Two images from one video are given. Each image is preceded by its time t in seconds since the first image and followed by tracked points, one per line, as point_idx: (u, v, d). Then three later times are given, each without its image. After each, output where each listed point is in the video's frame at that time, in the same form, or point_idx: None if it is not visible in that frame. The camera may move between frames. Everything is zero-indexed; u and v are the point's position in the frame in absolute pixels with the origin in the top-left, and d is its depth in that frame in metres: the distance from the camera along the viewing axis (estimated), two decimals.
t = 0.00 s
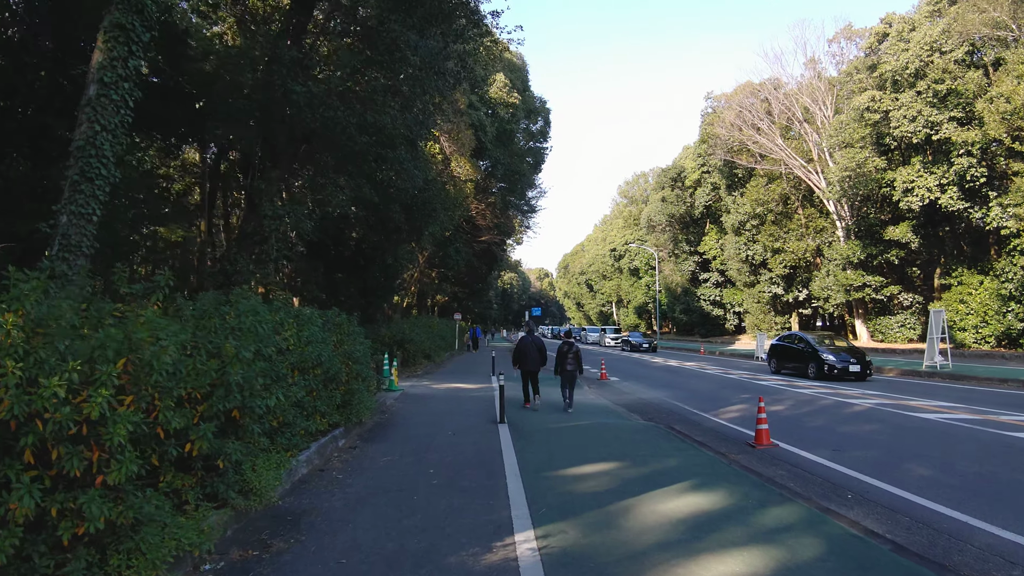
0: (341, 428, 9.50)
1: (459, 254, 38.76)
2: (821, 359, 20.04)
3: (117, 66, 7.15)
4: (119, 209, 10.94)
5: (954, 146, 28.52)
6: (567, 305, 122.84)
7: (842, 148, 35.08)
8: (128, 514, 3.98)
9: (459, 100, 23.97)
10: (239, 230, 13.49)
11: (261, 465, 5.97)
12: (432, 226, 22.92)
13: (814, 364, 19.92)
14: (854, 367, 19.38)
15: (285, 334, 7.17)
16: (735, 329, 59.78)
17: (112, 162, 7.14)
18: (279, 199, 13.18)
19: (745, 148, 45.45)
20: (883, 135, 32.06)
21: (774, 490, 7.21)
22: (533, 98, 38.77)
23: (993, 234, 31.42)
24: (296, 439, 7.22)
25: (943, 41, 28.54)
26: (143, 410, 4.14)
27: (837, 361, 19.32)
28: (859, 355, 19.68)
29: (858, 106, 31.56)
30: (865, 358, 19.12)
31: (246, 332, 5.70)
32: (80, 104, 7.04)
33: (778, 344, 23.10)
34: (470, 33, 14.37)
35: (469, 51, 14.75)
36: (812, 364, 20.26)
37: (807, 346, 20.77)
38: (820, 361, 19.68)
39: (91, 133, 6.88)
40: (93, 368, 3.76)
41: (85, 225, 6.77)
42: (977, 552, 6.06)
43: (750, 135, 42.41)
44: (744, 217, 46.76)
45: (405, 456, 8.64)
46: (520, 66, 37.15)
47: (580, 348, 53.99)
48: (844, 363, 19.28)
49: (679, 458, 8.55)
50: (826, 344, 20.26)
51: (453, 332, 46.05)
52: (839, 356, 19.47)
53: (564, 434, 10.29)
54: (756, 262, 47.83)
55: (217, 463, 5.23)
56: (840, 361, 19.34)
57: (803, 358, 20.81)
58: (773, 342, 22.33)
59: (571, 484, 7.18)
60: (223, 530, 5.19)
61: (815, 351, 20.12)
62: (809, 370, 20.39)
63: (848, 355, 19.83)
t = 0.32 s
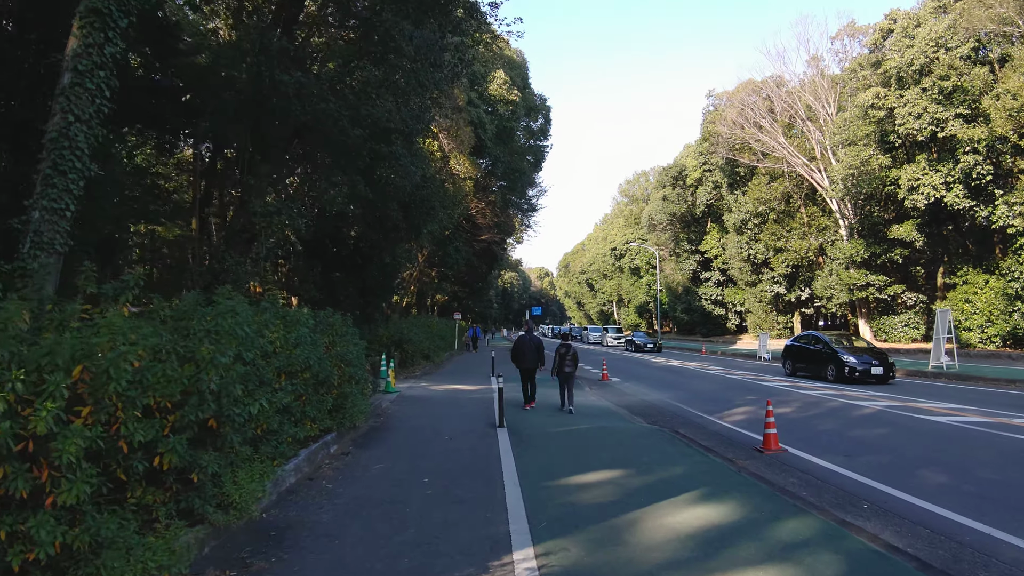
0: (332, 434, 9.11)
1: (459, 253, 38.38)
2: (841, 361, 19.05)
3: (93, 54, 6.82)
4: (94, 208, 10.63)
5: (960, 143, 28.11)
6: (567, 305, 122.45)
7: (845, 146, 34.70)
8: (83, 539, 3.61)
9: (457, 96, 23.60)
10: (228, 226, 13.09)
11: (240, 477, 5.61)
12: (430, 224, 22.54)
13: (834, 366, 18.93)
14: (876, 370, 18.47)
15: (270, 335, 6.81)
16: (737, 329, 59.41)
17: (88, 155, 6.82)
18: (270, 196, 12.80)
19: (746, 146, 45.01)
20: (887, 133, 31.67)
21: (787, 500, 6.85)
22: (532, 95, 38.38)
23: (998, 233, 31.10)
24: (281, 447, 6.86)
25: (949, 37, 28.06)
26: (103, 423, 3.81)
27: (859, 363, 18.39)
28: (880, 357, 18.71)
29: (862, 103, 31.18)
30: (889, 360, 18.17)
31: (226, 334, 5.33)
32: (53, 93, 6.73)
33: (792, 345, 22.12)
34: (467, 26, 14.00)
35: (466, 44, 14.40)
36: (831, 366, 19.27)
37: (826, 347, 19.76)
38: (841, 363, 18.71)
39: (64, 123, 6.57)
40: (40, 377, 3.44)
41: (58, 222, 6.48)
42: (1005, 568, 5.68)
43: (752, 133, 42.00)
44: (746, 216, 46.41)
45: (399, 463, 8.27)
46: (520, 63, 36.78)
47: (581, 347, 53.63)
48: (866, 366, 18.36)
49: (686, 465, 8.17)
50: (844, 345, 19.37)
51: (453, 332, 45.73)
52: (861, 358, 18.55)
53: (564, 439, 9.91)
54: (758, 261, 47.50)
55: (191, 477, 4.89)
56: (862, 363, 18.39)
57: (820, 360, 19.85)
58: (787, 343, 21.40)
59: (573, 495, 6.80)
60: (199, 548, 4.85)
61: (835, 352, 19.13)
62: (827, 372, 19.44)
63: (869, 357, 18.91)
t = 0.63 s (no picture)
0: (324, 435, 8.64)
1: (458, 251, 37.89)
2: (864, 363, 17.85)
3: (66, 26, 6.89)
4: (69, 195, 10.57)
5: (967, 142, 27.47)
6: (567, 305, 121.89)
7: (850, 144, 34.31)
8: (24, 556, 3.47)
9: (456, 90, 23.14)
10: (218, 217, 12.61)
11: (215, 485, 5.24)
12: (429, 220, 22.04)
13: (857, 369, 17.74)
14: (901, 374, 17.27)
15: (255, 330, 6.39)
16: (738, 329, 58.96)
17: (57, 135, 6.94)
18: (262, 188, 12.35)
19: (749, 144, 44.47)
20: (892, 131, 31.28)
21: (806, 509, 6.40)
22: (533, 92, 37.92)
23: (1004, 234, 30.77)
24: (266, 451, 6.44)
25: (956, 34, 27.76)
26: (49, 425, 3.73)
27: (883, 367, 17.21)
28: (905, 359, 17.53)
29: (867, 101, 30.77)
30: (916, 363, 16.99)
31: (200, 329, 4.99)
32: (25, 70, 6.86)
33: (808, 346, 20.96)
34: (467, 14, 13.60)
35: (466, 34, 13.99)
36: (853, 370, 18.08)
37: (847, 349, 18.58)
38: (864, 366, 17.52)
39: (33, 101, 6.70)
40: None
41: (25, 205, 6.67)
42: None
43: (755, 132, 41.55)
44: (748, 215, 46.01)
45: (393, 467, 7.81)
46: (521, 59, 36.35)
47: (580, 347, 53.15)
48: (891, 369, 17.18)
49: (697, 471, 7.73)
50: (865, 346, 18.26)
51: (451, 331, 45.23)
52: (885, 361, 17.39)
53: (566, 441, 9.46)
54: (760, 261, 47.08)
55: (159, 486, 4.63)
56: (887, 366, 17.21)
57: (842, 363, 18.68)
58: (804, 344, 20.26)
59: (578, 503, 6.35)
60: (164, 562, 4.54)
61: (857, 354, 17.93)
62: (849, 376, 18.27)
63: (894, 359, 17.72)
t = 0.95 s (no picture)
0: (304, 442, 8.18)
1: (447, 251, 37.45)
2: (873, 366, 17.08)
3: (24, 7, 6.50)
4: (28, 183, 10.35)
5: (960, 141, 27.71)
6: (556, 305, 121.65)
7: (842, 143, 34.32)
8: None
9: (444, 86, 22.74)
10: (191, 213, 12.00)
11: (178, 500, 4.83)
12: (418, 219, 21.50)
13: (866, 371, 16.96)
14: (912, 376, 16.58)
15: (227, 332, 5.97)
16: (728, 329, 58.93)
17: (14, 123, 6.55)
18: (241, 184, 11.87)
19: (740, 143, 44.18)
20: (884, 130, 31.21)
21: (814, 521, 6.06)
22: (523, 90, 37.59)
23: (996, 234, 30.95)
24: (239, 462, 6.02)
25: (951, 32, 27.66)
26: None
27: (894, 369, 16.49)
28: (917, 362, 16.78)
29: (860, 100, 30.66)
30: (929, 367, 16.27)
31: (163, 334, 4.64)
32: None
33: (813, 346, 20.13)
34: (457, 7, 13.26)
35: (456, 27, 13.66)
36: (862, 372, 17.31)
37: (855, 350, 17.79)
38: (875, 368, 16.75)
39: None
40: None
41: None
42: None
43: (746, 131, 41.39)
44: (739, 215, 45.89)
45: (376, 477, 7.38)
46: (511, 57, 36.00)
47: (570, 347, 52.86)
48: (902, 372, 16.45)
49: (695, 479, 7.38)
50: (872, 347, 17.59)
51: (441, 331, 44.80)
52: (896, 363, 16.64)
53: (558, 447, 9.07)
54: (751, 261, 47.00)
55: (111, 504, 4.24)
56: (898, 369, 16.46)
57: (849, 364, 17.94)
58: (809, 344, 19.44)
59: (573, 515, 5.97)
60: None
61: (867, 356, 17.16)
62: (857, 378, 17.54)
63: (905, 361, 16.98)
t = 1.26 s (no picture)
0: (284, 450, 7.72)
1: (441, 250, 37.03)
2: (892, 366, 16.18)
3: None
4: None
5: (960, 135, 27.73)
6: (552, 305, 121.29)
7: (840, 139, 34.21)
8: None
9: (436, 81, 22.33)
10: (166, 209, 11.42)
11: (134, 519, 4.39)
12: (410, 218, 21.02)
13: (885, 372, 16.06)
14: (934, 376, 15.69)
15: (194, 333, 5.52)
16: (725, 328, 58.67)
17: None
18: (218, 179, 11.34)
19: (735, 140, 43.99)
20: (882, 126, 31.10)
21: (830, 534, 5.64)
22: (517, 87, 37.22)
23: (996, 230, 30.94)
24: (208, 475, 5.57)
25: (949, 25, 27.71)
26: None
27: (914, 369, 15.59)
28: (938, 361, 15.90)
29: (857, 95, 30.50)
30: (951, 366, 15.42)
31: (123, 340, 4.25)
32: None
33: (824, 345, 19.24)
34: None
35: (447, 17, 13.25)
36: (880, 372, 16.41)
37: (872, 349, 16.90)
38: (894, 369, 15.84)
39: None
40: None
41: None
42: None
43: (742, 128, 41.14)
44: (735, 213, 45.57)
45: (360, 487, 6.93)
46: (504, 54, 35.60)
47: (566, 347, 52.50)
48: (923, 372, 15.57)
49: (699, 486, 6.97)
50: (890, 346, 16.70)
51: (435, 332, 44.34)
52: (917, 362, 15.75)
53: (552, 453, 8.64)
54: (747, 259, 46.68)
55: (52, 529, 3.81)
56: (920, 369, 15.58)
57: (866, 364, 17.03)
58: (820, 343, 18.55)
59: (568, 529, 5.54)
60: None
61: (885, 355, 16.27)
62: (875, 379, 16.64)
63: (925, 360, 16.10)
